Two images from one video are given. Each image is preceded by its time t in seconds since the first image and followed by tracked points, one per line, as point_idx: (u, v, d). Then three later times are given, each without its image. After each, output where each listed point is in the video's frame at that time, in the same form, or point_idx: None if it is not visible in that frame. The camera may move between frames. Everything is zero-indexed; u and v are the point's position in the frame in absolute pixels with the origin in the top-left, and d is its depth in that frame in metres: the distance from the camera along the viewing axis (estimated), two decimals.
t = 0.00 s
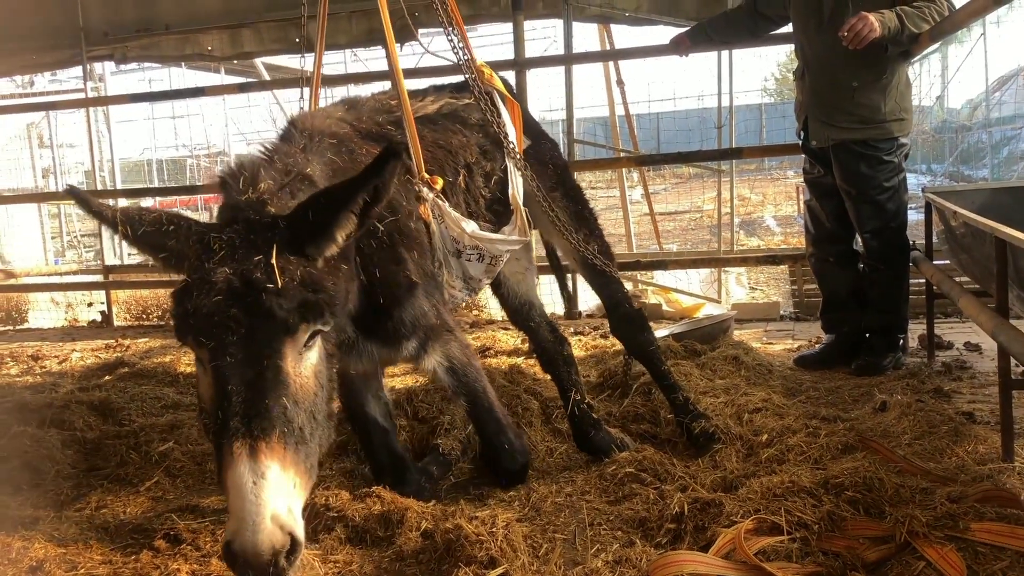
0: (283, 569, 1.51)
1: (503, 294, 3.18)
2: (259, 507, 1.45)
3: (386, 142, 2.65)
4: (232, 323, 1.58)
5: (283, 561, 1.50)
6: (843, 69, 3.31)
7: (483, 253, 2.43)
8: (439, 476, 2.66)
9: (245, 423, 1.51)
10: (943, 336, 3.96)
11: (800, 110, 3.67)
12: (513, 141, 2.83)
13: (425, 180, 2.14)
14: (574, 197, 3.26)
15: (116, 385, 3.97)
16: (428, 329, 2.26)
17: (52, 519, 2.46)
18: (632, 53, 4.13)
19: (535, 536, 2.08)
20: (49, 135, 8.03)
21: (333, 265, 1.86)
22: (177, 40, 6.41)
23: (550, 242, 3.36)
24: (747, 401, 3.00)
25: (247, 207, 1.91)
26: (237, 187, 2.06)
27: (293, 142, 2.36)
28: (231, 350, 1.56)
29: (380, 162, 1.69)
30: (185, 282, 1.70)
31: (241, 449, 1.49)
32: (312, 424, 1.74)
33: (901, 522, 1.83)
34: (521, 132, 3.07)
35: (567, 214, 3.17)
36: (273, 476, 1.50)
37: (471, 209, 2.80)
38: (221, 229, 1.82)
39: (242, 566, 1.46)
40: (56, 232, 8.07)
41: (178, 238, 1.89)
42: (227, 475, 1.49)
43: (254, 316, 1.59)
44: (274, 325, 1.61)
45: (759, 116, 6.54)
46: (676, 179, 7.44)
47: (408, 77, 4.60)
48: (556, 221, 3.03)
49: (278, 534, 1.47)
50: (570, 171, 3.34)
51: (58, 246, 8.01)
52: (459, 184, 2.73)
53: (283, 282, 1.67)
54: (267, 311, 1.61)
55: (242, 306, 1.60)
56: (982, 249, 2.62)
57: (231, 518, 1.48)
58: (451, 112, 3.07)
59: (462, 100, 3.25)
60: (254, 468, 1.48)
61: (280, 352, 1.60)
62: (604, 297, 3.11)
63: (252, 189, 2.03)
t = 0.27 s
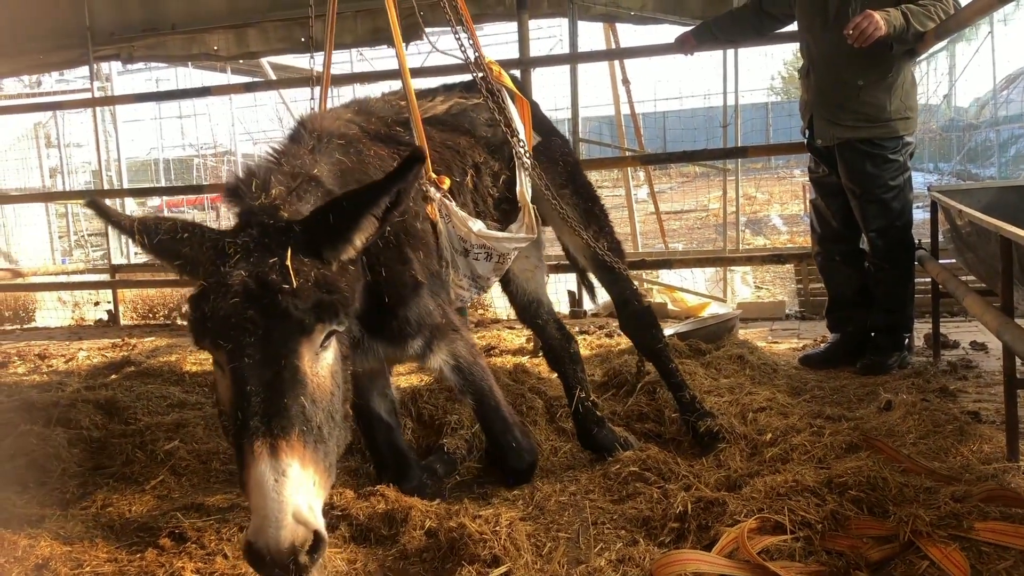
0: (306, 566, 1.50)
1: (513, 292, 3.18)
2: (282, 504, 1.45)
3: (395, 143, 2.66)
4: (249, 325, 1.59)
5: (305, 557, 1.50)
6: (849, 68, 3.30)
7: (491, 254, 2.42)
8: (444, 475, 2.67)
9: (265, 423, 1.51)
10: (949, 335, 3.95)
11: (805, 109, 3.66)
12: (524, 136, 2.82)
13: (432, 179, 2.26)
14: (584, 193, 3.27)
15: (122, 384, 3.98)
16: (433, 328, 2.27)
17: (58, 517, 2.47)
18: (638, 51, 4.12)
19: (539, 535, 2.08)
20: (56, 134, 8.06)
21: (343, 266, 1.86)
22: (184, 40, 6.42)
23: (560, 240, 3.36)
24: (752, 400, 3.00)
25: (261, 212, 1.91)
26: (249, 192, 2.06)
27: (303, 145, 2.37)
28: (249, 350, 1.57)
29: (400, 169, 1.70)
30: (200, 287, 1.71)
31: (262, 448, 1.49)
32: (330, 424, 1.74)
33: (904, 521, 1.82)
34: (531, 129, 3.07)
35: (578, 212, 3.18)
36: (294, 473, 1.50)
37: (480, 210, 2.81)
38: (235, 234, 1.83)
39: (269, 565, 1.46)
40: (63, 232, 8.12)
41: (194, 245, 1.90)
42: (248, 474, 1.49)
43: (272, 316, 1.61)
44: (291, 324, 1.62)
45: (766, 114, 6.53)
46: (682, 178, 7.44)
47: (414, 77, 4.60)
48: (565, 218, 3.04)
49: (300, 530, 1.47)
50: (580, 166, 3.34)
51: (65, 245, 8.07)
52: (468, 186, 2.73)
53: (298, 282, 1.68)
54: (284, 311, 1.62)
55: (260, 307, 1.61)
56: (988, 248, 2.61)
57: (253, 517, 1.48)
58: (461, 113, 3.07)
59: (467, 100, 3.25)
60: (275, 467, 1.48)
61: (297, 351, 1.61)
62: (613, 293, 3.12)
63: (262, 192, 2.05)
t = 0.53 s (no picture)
0: (313, 566, 1.51)
1: (512, 291, 3.19)
2: (288, 507, 1.47)
3: (395, 143, 2.67)
4: (249, 335, 1.59)
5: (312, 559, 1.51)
6: (851, 65, 3.29)
7: (490, 250, 2.44)
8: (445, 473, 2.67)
9: (268, 430, 1.53)
10: (953, 332, 3.94)
11: (808, 106, 3.65)
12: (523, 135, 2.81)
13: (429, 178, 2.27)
14: (583, 193, 3.26)
15: (126, 383, 4.00)
16: (429, 326, 2.25)
17: (61, 515, 2.48)
18: (641, 48, 4.12)
19: (541, 533, 2.08)
20: (60, 134, 8.08)
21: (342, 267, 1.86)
22: (187, 39, 6.42)
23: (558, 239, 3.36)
24: (755, 398, 2.99)
25: (252, 221, 1.89)
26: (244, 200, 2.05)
27: (301, 146, 2.37)
28: (250, 359, 1.58)
29: (423, 182, 1.72)
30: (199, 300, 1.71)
31: (266, 453, 1.51)
32: (335, 427, 1.75)
33: (906, 519, 1.82)
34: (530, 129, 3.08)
35: (577, 212, 3.18)
36: (299, 477, 1.51)
37: (479, 207, 2.81)
38: (231, 243, 1.83)
39: (280, 568, 1.47)
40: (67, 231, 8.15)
41: (192, 257, 1.91)
42: (255, 480, 1.51)
43: (268, 325, 1.61)
44: (288, 333, 1.62)
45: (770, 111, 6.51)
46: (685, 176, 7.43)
47: (417, 75, 4.60)
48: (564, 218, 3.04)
49: (307, 532, 1.48)
50: (579, 166, 3.33)
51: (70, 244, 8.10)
52: (466, 184, 2.73)
53: (293, 290, 1.67)
54: (280, 320, 1.62)
55: (257, 317, 1.62)
56: (991, 245, 2.60)
57: (261, 522, 1.49)
58: (460, 112, 3.07)
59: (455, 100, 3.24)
60: (280, 472, 1.49)
61: (296, 357, 1.61)
62: (612, 293, 3.12)
63: (258, 196, 2.04)
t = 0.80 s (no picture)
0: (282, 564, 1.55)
1: (507, 291, 3.20)
2: (263, 505, 1.48)
3: (392, 143, 2.67)
4: (231, 328, 1.59)
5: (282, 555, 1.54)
6: (851, 61, 3.29)
7: (484, 249, 2.46)
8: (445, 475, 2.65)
9: (247, 425, 1.53)
10: (955, 329, 3.93)
11: (809, 103, 3.64)
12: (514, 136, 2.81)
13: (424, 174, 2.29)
14: (574, 194, 3.26)
15: (128, 380, 4.00)
16: (421, 323, 2.23)
17: (63, 513, 2.49)
18: (642, 45, 4.11)
19: (542, 530, 2.09)
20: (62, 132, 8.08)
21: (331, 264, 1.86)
22: (188, 37, 6.40)
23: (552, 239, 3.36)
24: (755, 395, 2.99)
25: (242, 211, 1.88)
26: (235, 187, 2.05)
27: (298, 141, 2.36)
28: (231, 352, 1.58)
29: (411, 187, 1.70)
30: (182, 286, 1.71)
31: (244, 448, 1.52)
32: (312, 424, 1.77)
33: (907, 515, 1.82)
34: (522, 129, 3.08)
35: (569, 213, 3.18)
36: (276, 474, 1.53)
37: (472, 204, 2.81)
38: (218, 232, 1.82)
39: (250, 563, 1.50)
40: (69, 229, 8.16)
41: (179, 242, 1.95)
42: (230, 473, 1.52)
43: (253, 321, 1.61)
44: (270, 327, 1.62)
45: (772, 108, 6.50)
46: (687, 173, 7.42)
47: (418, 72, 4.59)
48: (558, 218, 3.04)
49: (279, 530, 1.50)
50: (570, 169, 3.34)
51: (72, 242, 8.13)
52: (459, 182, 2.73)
53: (278, 285, 1.67)
54: (263, 314, 1.62)
55: (241, 310, 1.61)
56: (993, 241, 2.59)
57: (234, 515, 1.51)
58: (454, 109, 3.07)
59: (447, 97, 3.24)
60: (257, 469, 1.51)
61: (278, 353, 1.62)
62: (607, 293, 3.12)
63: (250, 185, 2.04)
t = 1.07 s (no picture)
0: (289, 565, 1.54)
1: (499, 294, 3.16)
2: (269, 506, 1.47)
3: (378, 139, 2.68)
4: (233, 323, 1.59)
5: (289, 555, 1.53)
6: (851, 59, 3.28)
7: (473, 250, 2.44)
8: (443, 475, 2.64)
9: (251, 423, 1.52)
10: (954, 327, 3.94)
11: (808, 101, 3.64)
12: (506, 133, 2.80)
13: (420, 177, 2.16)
14: (563, 193, 3.25)
15: (128, 379, 4.01)
16: (416, 322, 2.25)
17: (63, 511, 2.49)
18: (642, 43, 4.11)
19: (541, 528, 2.09)
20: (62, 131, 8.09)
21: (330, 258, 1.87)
22: (187, 35, 6.40)
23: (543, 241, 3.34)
24: (755, 393, 3.00)
25: (242, 199, 1.92)
26: (233, 177, 2.06)
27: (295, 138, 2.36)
28: (233, 348, 1.57)
29: (406, 167, 1.69)
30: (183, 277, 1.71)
31: (248, 447, 1.50)
32: (316, 422, 1.76)
33: (907, 512, 1.83)
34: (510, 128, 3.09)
35: (559, 212, 3.18)
36: (280, 473, 1.51)
37: (460, 203, 2.81)
38: (218, 223, 1.84)
39: (253, 564, 1.49)
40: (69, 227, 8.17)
41: (174, 234, 1.96)
42: (233, 473, 1.50)
43: (257, 314, 1.61)
44: (274, 320, 1.63)
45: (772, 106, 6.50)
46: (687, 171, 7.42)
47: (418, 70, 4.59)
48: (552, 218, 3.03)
49: (284, 531, 1.50)
50: (558, 167, 3.32)
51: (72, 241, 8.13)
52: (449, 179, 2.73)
53: (284, 278, 1.69)
54: (268, 307, 1.63)
55: (244, 304, 1.62)
56: (993, 239, 2.59)
57: (237, 517, 1.49)
58: (440, 109, 3.06)
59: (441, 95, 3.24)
60: (262, 469, 1.49)
61: (281, 347, 1.61)
62: (600, 293, 3.12)
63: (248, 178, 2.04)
